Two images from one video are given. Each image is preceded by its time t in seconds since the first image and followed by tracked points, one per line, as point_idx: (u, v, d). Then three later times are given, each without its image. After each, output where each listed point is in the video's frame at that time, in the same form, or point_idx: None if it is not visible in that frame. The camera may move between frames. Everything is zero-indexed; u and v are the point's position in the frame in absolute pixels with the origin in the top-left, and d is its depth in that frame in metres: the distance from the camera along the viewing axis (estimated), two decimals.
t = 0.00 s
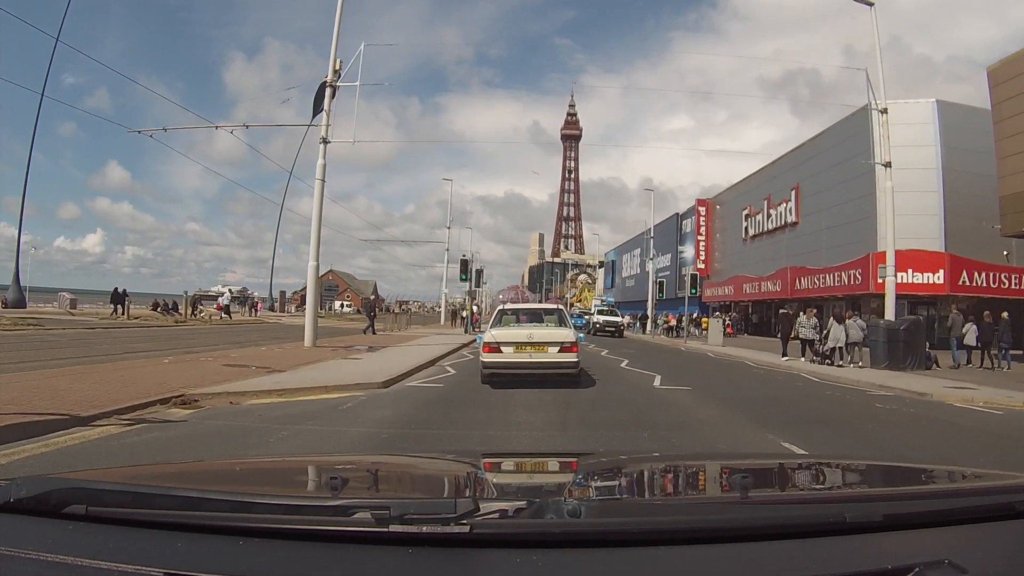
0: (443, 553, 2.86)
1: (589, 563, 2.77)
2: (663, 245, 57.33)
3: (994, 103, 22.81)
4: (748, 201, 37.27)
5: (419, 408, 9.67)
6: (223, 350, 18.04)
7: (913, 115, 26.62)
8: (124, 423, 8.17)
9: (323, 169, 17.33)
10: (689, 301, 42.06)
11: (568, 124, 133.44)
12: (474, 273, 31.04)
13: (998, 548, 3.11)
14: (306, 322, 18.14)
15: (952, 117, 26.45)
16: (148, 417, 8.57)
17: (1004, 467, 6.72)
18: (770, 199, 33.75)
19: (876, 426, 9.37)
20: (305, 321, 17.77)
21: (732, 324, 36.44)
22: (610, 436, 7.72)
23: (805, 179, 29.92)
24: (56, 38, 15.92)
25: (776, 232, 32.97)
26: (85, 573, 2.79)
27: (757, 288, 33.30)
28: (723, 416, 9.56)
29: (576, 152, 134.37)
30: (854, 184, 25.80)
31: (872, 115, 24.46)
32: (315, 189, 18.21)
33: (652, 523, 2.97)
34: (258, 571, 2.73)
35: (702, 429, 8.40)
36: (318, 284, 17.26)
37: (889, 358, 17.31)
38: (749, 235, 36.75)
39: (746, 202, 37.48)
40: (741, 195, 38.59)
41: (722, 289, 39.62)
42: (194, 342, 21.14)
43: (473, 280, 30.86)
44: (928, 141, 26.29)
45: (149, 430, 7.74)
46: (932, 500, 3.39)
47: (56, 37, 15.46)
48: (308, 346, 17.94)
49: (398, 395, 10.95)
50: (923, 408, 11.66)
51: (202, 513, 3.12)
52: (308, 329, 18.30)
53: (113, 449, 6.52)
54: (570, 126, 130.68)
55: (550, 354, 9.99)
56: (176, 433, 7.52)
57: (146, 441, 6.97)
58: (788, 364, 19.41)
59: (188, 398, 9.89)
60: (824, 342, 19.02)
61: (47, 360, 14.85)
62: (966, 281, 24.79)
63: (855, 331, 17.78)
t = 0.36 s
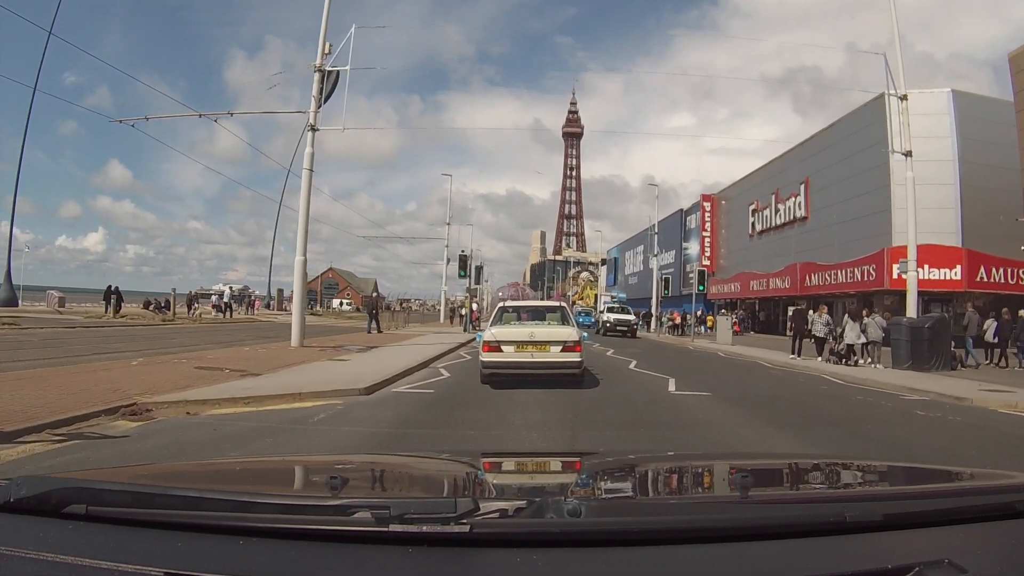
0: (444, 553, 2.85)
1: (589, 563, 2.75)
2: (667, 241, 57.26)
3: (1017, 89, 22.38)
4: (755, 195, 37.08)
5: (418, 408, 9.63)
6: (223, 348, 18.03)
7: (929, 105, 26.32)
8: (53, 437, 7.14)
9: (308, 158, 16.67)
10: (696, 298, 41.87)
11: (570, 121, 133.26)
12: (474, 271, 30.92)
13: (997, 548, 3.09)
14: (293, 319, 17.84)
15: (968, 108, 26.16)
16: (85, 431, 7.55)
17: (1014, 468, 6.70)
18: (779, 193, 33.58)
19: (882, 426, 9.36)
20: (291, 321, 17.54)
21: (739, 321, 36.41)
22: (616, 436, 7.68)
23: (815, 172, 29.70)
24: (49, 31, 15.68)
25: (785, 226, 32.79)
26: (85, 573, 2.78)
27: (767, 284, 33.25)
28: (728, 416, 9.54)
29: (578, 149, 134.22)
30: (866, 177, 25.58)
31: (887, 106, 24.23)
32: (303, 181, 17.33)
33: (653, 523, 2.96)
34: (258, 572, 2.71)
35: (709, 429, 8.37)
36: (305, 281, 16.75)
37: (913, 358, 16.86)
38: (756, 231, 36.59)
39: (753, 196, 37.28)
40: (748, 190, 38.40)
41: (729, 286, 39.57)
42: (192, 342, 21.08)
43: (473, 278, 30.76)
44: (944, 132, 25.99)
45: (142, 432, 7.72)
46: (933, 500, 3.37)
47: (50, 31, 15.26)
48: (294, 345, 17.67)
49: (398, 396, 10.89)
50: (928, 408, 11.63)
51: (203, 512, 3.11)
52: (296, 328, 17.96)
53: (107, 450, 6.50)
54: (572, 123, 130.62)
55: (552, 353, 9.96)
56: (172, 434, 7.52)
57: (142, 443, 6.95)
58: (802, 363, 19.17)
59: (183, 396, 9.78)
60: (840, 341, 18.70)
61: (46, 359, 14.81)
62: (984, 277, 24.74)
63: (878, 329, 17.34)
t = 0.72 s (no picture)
0: (443, 553, 2.83)
1: (589, 564, 2.74)
2: (671, 240, 57.23)
3: None
4: (763, 190, 36.89)
5: (417, 408, 9.61)
6: (224, 348, 18.00)
7: (947, 95, 26.14)
8: None
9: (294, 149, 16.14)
10: (704, 295, 41.68)
11: (572, 119, 133.12)
12: (474, 270, 30.78)
13: (999, 548, 3.07)
14: (279, 319, 17.14)
15: (985, 98, 26.02)
16: None
17: None
18: (788, 188, 33.40)
19: (888, 426, 9.34)
20: (276, 320, 16.94)
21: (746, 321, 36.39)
22: (622, 437, 7.65)
23: (825, 166, 29.47)
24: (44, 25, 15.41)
25: (794, 222, 32.61)
26: (84, 574, 2.77)
27: (775, 282, 33.09)
28: (731, 416, 9.53)
29: (580, 148, 134.15)
30: (880, 171, 25.32)
31: (903, 96, 23.97)
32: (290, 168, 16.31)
33: (654, 523, 2.94)
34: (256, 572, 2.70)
35: (718, 430, 8.32)
36: (288, 276, 15.97)
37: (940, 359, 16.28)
38: (764, 227, 36.42)
39: (761, 192, 37.09)
40: (755, 185, 38.21)
41: (736, 284, 39.52)
42: (189, 341, 21.04)
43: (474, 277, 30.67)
44: (962, 123, 25.80)
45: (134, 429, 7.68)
46: (933, 501, 3.35)
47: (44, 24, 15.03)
48: (278, 346, 17.03)
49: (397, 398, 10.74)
50: (934, 408, 11.60)
51: (201, 513, 3.10)
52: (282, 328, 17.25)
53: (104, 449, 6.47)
54: (574, 122, 130.55)
55: (556, 354, 9.93)
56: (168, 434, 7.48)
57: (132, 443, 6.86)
58: (818, 364, 18.80)
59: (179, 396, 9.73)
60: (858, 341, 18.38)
61: (45, 359, 14.76)
62: (1003, 274, 24.72)
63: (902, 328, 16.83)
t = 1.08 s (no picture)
0: (443, 554, 2.82)
1: (589, 564, 2.73)
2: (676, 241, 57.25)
3: None
4: (771, 189, 36.69)
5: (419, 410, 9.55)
6: (224, 349, 17.95)
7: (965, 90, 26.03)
8: None
9: (280, 140, 15.34)
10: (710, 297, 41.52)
11: (574, 121, 133.30)
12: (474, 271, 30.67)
13: (1001, 548, 3.06)
14: (262, 323, 15.99)
15: (1002, 92, 25.95)
16: None
17: None
18: (797, 187, 33.18)
19: (896, 428, 9.30)
20: (259, 324, 15.76)
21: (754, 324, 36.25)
22: (629, 438, 7.60)
23: (837, 163, 29.18)
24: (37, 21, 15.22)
25: (803, 222, 32.36)
26: (85, 574, 2.77)
27: (784, 284, 32.82)
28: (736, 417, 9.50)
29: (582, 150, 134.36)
30: (894, 168, 25.01)
31: (918, 91, 23.67)
32: (274, 159, 15.65)
33: (655, 523, 2.93)
34: (255, 572, 2.70)
35: (728, 432, 8.26)
36: (272, 273, 15.04)
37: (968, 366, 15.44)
38: (772, 227, 36.22)
39: (769, 191, 36.86)
40: (762, 184, 38.01)
41: (743, 285, 39.41)
42: (186, 343, 20.98)
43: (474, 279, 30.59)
44: (981, 118, 25.69)
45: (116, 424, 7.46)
46: (935, 501, 3.33)
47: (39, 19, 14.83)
48: (261, 351, 15.77)
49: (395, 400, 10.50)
50: (940, 410, 11.56)
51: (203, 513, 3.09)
52: (265, 333, 16.00)
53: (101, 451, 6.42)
54: (577, 124, 130.80)
55: (558, 358, 9.87)
56: (161, 431, 7.38)
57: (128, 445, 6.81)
58: (837, 370, 17.90)
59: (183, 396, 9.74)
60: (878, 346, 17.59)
61: (45, 360, 14.71)
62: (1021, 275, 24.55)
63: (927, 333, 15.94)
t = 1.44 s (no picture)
0: (443, 554, 2.81)
1: (589, 565, 2.71)
2: (679, 240, 57.20)
3: None
4: (777, 186, 36.38)
5: (419, 411, 9.48)
6: (225, 349, 17.91)
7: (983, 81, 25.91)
8: None
9: (261, 128, 14.73)
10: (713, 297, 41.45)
11: (575, 121, 133.23)
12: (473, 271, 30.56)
13: (1001, 549, 3.04)
14: (243, 324, 15.38)
15: (1018, 83, 26.00)
16: None
17: None
18: (804, 184, 32.84)
19: (901, 428, 9.27)
20: (239, 324, 15.15)
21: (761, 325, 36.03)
22: (631, 439, 7.54)
23: (846, 159, 28.68)
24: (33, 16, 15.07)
25: (811, 219, 31.93)
26: (85, 574, 2.76)
27: (792, 283, 32.50)
28: (741, 419, 9.41)
29: (583, 150, 134.31)
30: (907, 163, 24.41)
31: (932, 83, 23.05)
32: (257, 150, 15.03)
33: (656, 523, 2.92)
34: (254, 572, 2.69)
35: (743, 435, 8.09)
36: (254, 269, 14.44)
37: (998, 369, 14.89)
38: (779, 225, 35.87)
39: (776, 187, 36.53)
40: (769, 181, 37.68)
41: (749, 285, 39.16)
42: (183, 343, 20.91)
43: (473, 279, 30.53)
44: (998, 111, 25.59)
45: (101, 429, 7.32)
46: (937, 502, 3.31)
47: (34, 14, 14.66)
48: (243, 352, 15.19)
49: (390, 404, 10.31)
50: (945, 411, 11.50)
51: (202, 514, 3.08)
52: (247, 334, 15.41)
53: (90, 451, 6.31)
54: (578, 124, 130.75)
55: (560, 361, 9.70)
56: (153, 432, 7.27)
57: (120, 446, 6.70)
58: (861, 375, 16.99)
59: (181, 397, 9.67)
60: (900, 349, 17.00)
61: (45, 360, 14.66)
62: None
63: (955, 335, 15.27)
